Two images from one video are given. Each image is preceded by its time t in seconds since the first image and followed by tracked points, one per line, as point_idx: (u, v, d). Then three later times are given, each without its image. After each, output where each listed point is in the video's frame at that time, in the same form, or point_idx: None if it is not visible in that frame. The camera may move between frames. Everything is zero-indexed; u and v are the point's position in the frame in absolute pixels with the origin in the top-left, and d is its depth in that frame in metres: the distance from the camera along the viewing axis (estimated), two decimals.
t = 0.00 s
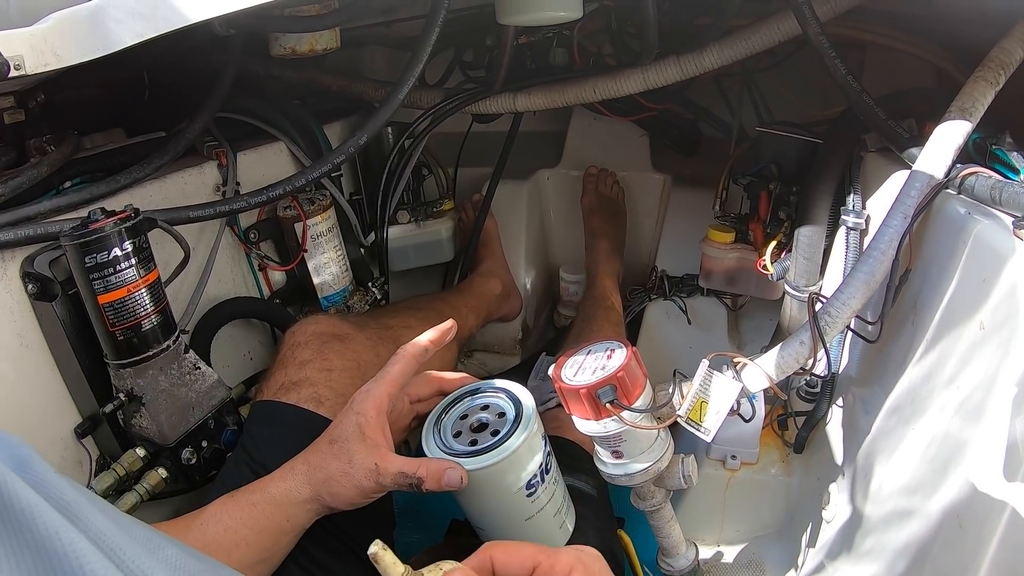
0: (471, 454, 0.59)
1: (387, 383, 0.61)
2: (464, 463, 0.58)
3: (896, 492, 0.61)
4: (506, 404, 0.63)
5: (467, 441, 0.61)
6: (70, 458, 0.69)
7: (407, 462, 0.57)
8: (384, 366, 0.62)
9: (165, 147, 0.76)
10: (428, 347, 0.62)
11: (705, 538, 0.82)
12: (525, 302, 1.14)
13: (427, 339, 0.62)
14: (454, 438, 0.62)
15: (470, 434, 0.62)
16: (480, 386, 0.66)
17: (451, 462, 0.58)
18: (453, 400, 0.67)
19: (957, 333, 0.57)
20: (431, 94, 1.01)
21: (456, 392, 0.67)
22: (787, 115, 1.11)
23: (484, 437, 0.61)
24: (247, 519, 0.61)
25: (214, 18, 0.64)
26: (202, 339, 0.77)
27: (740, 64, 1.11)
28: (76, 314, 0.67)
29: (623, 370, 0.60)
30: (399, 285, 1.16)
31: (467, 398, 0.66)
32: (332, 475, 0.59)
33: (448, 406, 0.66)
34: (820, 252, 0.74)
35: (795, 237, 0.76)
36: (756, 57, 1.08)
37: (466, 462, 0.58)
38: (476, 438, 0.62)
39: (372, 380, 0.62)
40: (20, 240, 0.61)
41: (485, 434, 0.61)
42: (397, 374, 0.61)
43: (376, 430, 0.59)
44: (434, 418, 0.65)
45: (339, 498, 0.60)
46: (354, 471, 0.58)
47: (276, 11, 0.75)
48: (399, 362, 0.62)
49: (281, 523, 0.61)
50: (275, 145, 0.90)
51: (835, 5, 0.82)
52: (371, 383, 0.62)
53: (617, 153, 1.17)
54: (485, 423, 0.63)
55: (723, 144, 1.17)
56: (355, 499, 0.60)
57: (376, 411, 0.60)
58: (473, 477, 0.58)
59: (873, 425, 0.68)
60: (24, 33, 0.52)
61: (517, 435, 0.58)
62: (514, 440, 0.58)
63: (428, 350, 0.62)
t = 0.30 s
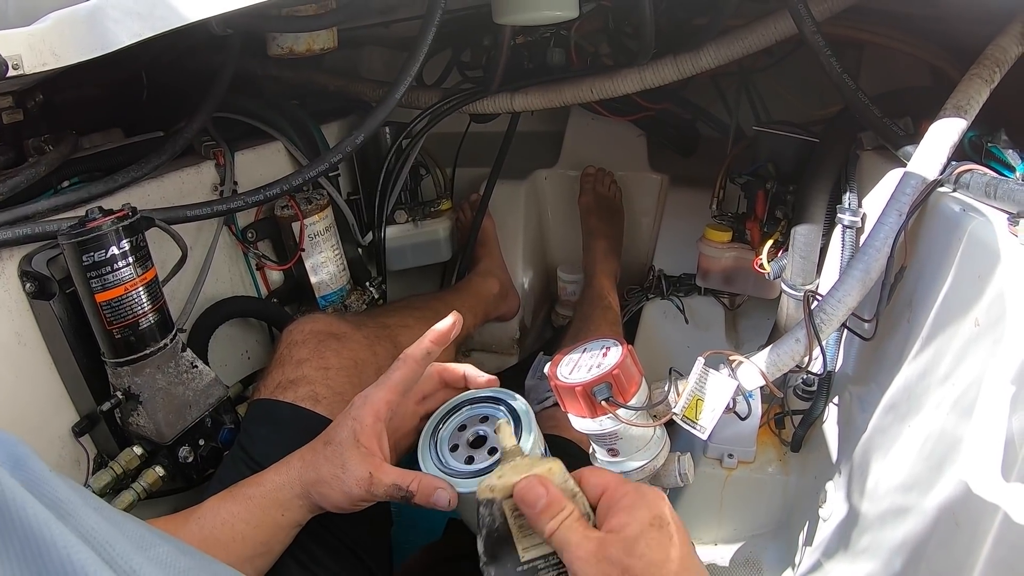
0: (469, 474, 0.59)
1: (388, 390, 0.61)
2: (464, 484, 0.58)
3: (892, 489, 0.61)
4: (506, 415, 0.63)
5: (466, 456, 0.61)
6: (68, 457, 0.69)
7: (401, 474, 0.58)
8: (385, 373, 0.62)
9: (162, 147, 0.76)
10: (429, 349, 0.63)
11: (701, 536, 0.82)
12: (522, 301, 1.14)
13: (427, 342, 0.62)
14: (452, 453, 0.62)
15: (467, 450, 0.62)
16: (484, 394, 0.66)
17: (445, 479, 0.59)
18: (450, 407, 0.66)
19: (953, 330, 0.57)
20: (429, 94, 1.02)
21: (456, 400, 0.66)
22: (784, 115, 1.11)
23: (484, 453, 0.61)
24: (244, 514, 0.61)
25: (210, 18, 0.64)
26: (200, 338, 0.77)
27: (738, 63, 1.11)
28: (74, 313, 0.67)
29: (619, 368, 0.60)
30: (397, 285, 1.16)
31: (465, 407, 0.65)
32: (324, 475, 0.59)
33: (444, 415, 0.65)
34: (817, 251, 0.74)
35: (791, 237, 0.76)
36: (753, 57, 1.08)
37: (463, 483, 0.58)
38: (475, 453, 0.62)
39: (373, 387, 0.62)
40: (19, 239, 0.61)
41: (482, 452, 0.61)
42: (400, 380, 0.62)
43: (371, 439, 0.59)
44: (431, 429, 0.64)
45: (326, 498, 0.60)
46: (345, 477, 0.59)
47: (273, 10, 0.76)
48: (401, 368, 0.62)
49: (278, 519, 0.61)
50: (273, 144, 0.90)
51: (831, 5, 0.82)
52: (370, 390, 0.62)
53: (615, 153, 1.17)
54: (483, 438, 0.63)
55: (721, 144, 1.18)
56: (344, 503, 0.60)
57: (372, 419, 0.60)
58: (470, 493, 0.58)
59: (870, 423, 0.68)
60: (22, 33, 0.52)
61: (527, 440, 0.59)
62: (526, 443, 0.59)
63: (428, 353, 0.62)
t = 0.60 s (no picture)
0: (455, 496, 0.62)
1: (387, 401, 0.62)
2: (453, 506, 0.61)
3: (885, 483, 0.61)
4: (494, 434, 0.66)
5: (454, 473, 0.65)
6: (64, 452, 0.70)
7: (390, 488, 0.58)
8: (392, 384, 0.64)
9: (158, 144, 0.76)
10: (442, 371, 0.65)
11: (697, 532, 0.83)
12: (518, 299, 1.14)
13: (442, 364, 0.65)
14: (441, 467, 0.65)
15: (457, 464, 0.65)
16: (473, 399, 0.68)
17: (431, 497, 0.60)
18: (440, 418, 0.67)
19: (945, 323, 0.57)
20: (424, 92, 1.02)
21: (446, 408, 0.68)
22: (779, 112, 1.11)
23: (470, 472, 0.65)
24: (239, 508, 0.61)
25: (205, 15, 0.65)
26: (196, 334, 0.77)
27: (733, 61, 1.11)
28: (70, 309, 0.67)
29: (612, 361, 0.60)
30: (393, 282, 1.16)
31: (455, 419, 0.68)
32: (314, 476, 0.59)
33: (434, 424, 0.67)
34: (811, 246, 0.75)
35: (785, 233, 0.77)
36: (748, 54, 1.08)
37: (450, 505, 0.61)
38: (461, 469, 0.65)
39: (375, 395, 0.63)
40: (16, 235, 0.61)
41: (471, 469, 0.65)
42: (401, 395, 0.63)
43: (363, 447, 0.60)
44: (421, 441, 0.67)
45: (314, 500, 0.60)
46: (333, 482, 0.59)
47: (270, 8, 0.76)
48: (406, 384, 0.64)
49: (272, 513, 0.61)
50: (269, 142, 0.90)
51: (825, 2, 0.82)
52: (369, 397, 0.63)
53: (611, 150, 1.17)
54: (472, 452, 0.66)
55: (716, 141, 1.18)
56: (331, 509, 0.60)
57: (367, 427, 0.61)
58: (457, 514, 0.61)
59: (863, 417, 0.68)
60: (18, 30, 0.53)
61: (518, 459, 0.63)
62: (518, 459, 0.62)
63: (438, 375, 0.64)
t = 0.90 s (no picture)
0: (457, 501, 0.62)
1: (392, 403, 0.62)
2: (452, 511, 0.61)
3: (886, 478, 0.61)
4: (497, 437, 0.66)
5: (456, 478, 0.65)
6: (66, 451, 0.70)
7: (391, 491, 0.58)
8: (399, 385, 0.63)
9: (159, 142, 0.76)
10: (451, 377, 0.63)
11: (698, 529, 0.83)
12: (518, 297, 1.14)
13: (451, 371, 0.63)
14: (442, 470, 0.65)
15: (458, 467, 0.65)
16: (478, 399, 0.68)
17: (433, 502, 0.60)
18: (444, 418, 0.68)
19: (945, 319, 0.57)
20: (424, 90, 1.02)
21: (449, 409, 0.68)
22: (778, 110, 1.12)
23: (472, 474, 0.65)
24: (244, 506, 0.62)
25: (206, 13, 0.64)
26: (197, 332, 0.77)
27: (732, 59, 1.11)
28: (72, 307, 0.67)
29: (614, 358, 0.60)
30: (393, 281, 1.16)
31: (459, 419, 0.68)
32: (317, 475, 0.59)
33: (438, 425, 0.68)
34: (811, 243, 0.75)
35: (785, 229, 0.77)
36: (747, 52, 1.08)
37: (451, 510, 0.61)
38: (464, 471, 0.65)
39: (382, 396, 0.63)
40: (16, 234, 0.61)
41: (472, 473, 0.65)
42: (406, 398, 0.63)
43: (367, 446, 0.60)
44: (423, 441, 0.66)
45: (317, 498, 0.60)
46: (336, 482, 0.59)
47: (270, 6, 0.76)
48: (413, 387, 0.63)
49: (276, 511, 0.61)
50: (269, 140, 0.90)
51: None
52: (376, 397, 0.62)
53: (610, 148, 1.17)
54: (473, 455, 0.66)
55: (716, 139, 1.18)
56: (334, 508, 0.60)
57: (372, 427, 0.60)
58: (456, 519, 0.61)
59: (864, 414, 0.68)
60: (18, 29, 0.52)
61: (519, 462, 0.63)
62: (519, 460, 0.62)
63: (447, 381, 0.63)
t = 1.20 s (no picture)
0: (457, 493, 0.63)
1: (393, 396, 0.62)
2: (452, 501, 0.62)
3: (885, 467, 0.62)
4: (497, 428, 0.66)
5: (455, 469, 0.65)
6: (68, 446, 0.70)
7: (391, 481, 0.59)
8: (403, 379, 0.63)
9: (158, 138, 0.76)
10: (454, 374, 0.63)
11: (697, 521, 0.84)
12: (517, 292, 1.15)
13: (454, 369, 0.63)
14: (442, 461, 0.65)
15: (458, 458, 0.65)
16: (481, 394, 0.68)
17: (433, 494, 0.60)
18: (445, 410, 0.67)
19: (942, 309, 0.57)
20: (423, 87, 1.02)
21: (449, 401, 0.68)
22: (775, 105, 1.12)
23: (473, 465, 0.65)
24: (247, 498, 0.62)
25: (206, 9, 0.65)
26: (198, 327, 0.77)
27: (729, 55, 1.12)
28: (73, 302, 0.67)
29: (613, 349, 0.61)
30: (392, 277, 1.16)
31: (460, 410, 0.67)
32: (319, 468, 0.60)
33: (438, 417, 0.67)
34: (809, 235, 0.75)
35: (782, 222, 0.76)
36: (744, 47, 1.09)
37: (451, 501, 0.62)
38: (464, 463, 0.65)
39: (385, 388, 0.63)
40: (16, 229, 0.61)
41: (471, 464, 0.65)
42: (409, 391, 0.63)
43: (368, 437, 0.60)
44: (424, 433, 0.66)
45: (318, 490, 0.60)
46: (337, 473, 0.59)
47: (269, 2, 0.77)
48: (416, 381, 0.63)
49: (278, 504, 0.62)
50: (268, 137, 0.91)
51: None
52: (378, 389, 0.63)
53: (608, 144, 1.18)
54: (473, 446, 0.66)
55: (713, 135, 1.19)
56: (336, 499, 0.60)
57: (372, 418, 0.61)
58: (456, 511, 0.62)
59: (862, 404, 0.69)
60: (19, 25, 0.53)
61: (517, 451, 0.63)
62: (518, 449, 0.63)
63: (449, 378, 0.63)
